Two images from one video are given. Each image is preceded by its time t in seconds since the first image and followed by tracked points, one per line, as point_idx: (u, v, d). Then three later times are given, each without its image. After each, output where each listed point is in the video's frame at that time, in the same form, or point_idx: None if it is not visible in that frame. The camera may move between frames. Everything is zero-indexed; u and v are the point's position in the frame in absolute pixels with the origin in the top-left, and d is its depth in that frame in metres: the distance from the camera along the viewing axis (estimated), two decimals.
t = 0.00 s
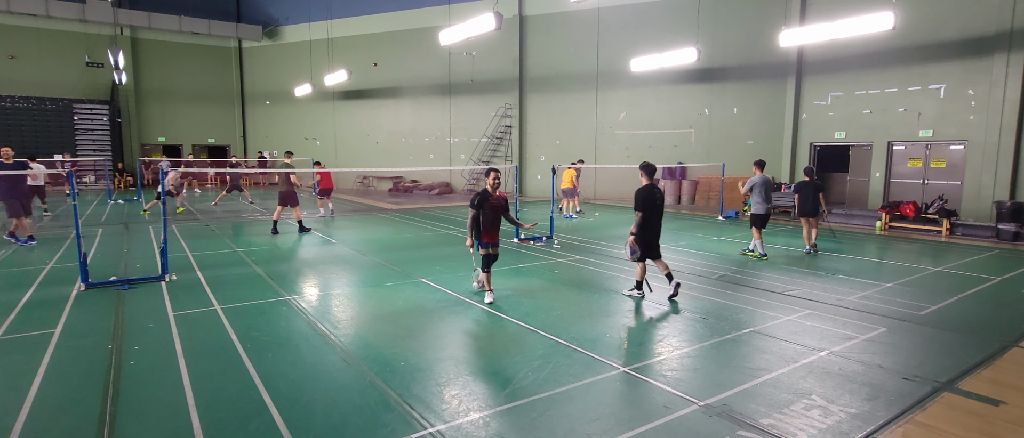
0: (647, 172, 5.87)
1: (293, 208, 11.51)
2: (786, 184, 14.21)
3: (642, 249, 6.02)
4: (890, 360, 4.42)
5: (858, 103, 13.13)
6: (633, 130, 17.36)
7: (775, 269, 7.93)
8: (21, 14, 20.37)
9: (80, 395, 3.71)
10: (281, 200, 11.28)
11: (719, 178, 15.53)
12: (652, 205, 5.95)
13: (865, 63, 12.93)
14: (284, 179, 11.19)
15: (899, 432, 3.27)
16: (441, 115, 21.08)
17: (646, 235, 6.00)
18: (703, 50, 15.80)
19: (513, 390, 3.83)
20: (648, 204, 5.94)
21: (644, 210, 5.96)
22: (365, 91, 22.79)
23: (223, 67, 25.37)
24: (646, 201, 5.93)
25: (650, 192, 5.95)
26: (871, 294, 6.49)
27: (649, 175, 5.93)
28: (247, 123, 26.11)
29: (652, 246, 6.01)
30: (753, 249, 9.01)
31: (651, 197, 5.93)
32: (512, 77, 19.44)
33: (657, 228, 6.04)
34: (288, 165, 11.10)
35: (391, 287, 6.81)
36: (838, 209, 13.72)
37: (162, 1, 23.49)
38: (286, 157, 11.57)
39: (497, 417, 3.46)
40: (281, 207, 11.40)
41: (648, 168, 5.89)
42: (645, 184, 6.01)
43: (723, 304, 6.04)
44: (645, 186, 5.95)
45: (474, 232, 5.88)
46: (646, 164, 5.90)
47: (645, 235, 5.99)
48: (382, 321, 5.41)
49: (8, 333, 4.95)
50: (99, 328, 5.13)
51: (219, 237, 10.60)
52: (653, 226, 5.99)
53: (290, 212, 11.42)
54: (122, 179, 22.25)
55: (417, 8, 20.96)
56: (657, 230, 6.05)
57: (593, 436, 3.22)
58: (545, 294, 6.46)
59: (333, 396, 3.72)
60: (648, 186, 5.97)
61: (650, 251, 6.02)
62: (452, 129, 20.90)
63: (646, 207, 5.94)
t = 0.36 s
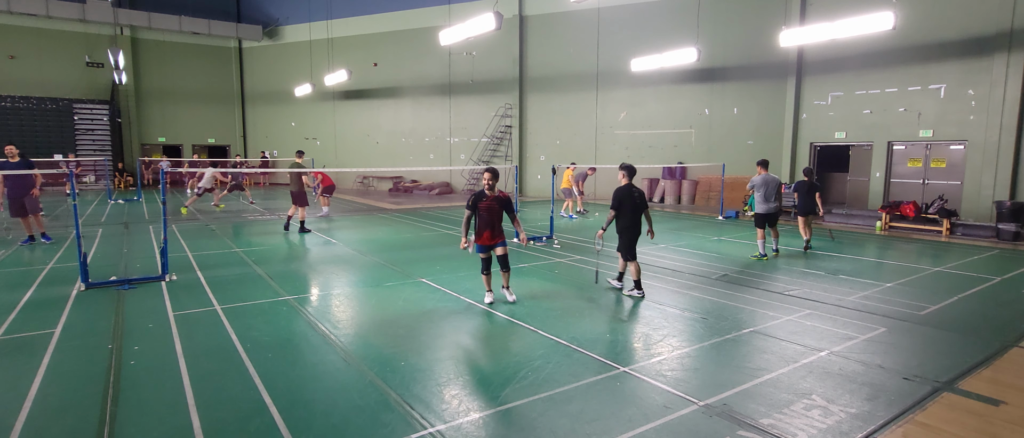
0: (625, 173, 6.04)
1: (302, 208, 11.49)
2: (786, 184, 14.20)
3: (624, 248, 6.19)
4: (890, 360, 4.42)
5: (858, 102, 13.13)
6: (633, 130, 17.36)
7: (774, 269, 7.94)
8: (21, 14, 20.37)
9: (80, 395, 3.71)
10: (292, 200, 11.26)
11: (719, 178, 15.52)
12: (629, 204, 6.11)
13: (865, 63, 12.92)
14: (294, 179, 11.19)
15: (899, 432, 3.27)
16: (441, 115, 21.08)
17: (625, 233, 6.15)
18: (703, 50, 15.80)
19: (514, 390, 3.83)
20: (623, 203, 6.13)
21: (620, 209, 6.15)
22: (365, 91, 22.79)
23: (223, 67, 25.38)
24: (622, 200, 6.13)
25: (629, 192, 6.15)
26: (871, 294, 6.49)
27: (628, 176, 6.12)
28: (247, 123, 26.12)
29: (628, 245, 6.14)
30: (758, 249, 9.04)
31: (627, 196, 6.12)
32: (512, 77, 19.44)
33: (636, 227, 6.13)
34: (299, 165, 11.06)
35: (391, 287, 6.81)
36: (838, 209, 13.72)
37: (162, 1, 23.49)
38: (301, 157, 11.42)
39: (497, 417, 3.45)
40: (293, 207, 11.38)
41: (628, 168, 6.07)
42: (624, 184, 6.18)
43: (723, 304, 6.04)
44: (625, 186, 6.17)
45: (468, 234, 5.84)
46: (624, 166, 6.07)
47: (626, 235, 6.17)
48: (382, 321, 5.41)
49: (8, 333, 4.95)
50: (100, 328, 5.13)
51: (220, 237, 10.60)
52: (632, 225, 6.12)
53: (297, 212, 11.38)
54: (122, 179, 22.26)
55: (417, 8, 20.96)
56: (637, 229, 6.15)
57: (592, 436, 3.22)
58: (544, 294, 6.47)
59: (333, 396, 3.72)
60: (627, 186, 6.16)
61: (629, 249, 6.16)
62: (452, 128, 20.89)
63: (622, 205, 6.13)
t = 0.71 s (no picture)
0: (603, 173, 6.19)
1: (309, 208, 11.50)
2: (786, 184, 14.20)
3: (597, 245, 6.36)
4: (890, 360, 4.42)
5: (858, 102, 13.13)
6: (633, 130, 17.36)
7: (774, 269, 7.94)
8: (21, 14, 20.36)
9: (80, 395, 3.71)
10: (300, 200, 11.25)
11: (719, 178, 15.51)
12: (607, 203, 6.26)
13: (865, 63, 12.92)
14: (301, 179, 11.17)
15: (899, 432, 3.27)
16: (441, 115, 21.07)
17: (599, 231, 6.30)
18: (703, 50, 15.80)
19: (513, 390, 3.83)
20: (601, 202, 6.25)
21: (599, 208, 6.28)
22: (365, 91, 22.79)
23: (223, 67, 25.38)
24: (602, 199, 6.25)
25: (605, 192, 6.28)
26: (871, 294, 6.49)
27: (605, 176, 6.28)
28: (247, 123, 26.12)
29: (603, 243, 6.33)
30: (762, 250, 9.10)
31: (606, 197, 6.25)
32: (512, 77, 19.44)
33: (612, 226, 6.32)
34: (305, 166, 11.02)
35: (391, 287, 6.81)
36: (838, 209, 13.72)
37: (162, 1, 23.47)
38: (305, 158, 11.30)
39: (497, 417, 3.45)
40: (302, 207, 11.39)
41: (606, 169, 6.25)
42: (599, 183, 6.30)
43: (723, 304, 6.05)
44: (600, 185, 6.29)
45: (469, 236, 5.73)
46: (601, 166, 6.19)
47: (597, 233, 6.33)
48: (381, 321, 5.41)
49: (8, 333, 4.95)
50: (100, 328, 5.13)
51: (220, 237, 10.60)
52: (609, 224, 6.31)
53: (304, 213, 11.41)
54: (122, 179, 22.25)
55: (417, 8, 20.96)
56: (612, 227, 6.34)
57: (592, 436, 3.22)
58: (544, 294, 6.47)
59: (332, 396, 3.72)
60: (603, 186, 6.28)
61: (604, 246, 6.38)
62: (452, 128, 20.89)
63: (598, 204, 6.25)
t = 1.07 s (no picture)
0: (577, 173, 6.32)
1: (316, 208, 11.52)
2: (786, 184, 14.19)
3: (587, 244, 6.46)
4: (890, 360, 4.42)
5: (858, 102, 13.13)
6: (633, 130, 17.36)
7: (773, 269, 7.94)
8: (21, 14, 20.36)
9: (80, 395, 3.71)
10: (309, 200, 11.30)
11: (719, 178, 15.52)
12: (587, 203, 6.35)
13: (865, 63, 12.92)
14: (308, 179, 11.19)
15: (899, 432, 3.27)
16: (441, 116, 21.08)
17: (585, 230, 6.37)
18: (703, 50, 15.80)
19: (513, 390, 3.83)
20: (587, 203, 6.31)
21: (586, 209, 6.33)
22: (365, 91, 22.80)
23: (223, 67, 25.38)
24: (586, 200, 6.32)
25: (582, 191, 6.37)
26: (872, 294, 6.49)
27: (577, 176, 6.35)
28: (247, 123, 26.13)
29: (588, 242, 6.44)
30: (763, 246, 9.22)
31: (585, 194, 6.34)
32: (512, 77, 19.44)
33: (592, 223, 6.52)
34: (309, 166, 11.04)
35: (391, 287, 6.81)
36: (838, 209, 13.73)
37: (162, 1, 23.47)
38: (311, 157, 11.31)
39: (497, 417, 3.45)
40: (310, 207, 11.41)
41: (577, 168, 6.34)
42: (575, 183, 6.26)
43: (723, 304, 6.05)
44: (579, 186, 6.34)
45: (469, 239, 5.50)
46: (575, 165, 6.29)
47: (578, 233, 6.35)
48: (382, 321, 5.41)
49: (8, 333, 4.95)
50: (100, 328, 5.13)
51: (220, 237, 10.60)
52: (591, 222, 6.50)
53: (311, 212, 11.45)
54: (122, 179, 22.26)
55: (417, 8, 20.96)
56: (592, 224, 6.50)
57: (593, 436, 3.22)
58: (543, 294, 6.46)
59: (332, 396, 3.72)
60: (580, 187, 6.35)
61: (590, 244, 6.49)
62: (452, 128, 20.90)
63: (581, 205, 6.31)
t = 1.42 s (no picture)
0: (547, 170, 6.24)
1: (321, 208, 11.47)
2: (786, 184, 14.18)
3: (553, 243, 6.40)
4: (890, 360, 4.42)
5: (858, 102, 13.13)
6: (633, 130, 17.36)
7: (773, 269, 7.94)
8: (21, 14, 20.36)
9: (80, 395, 3.71)
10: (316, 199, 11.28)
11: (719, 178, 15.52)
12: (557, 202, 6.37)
13: (865, 64, 12.92)
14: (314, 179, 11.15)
15: (899, 432, 3.27)
16: (441, 116, 21.08)
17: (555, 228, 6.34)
18: (703, 50, 15.80)
19: (513, 389, 3.84)
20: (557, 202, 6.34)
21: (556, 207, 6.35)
22: (365, 91, 22.80)
23: (223, 67, 25.39)
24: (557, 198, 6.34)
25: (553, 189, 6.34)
26: (871, 294, 6.48)
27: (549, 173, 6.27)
28: (247, 123, 26.14)
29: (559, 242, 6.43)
30: (761, 245, 9.24)
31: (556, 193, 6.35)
32: (512, 77, 19.44)
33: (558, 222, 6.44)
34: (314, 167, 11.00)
35: (391, 287, 6.81)
36: (838, 209, 13.73)
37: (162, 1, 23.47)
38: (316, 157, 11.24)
39: (496, 417, 3.44)
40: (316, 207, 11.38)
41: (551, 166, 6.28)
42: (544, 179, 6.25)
43: (723, 304, 6.05)
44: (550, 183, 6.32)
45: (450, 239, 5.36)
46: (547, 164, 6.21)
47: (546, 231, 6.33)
48: (382, 321, 5.40)
49: (8, 333, 4.95)
50: (100, 328, 5.13)
51: (220, 237, 10.59)
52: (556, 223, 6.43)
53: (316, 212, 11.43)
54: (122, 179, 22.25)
55: (417, 8, 20.96)
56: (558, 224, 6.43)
57: (593, 436, 3.22)
58: (545, 294, 6.47)
59: (331, 396, 3.72)
60: (552, 185, 6.35)
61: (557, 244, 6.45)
62: (452, 128, 20.89)
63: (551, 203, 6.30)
